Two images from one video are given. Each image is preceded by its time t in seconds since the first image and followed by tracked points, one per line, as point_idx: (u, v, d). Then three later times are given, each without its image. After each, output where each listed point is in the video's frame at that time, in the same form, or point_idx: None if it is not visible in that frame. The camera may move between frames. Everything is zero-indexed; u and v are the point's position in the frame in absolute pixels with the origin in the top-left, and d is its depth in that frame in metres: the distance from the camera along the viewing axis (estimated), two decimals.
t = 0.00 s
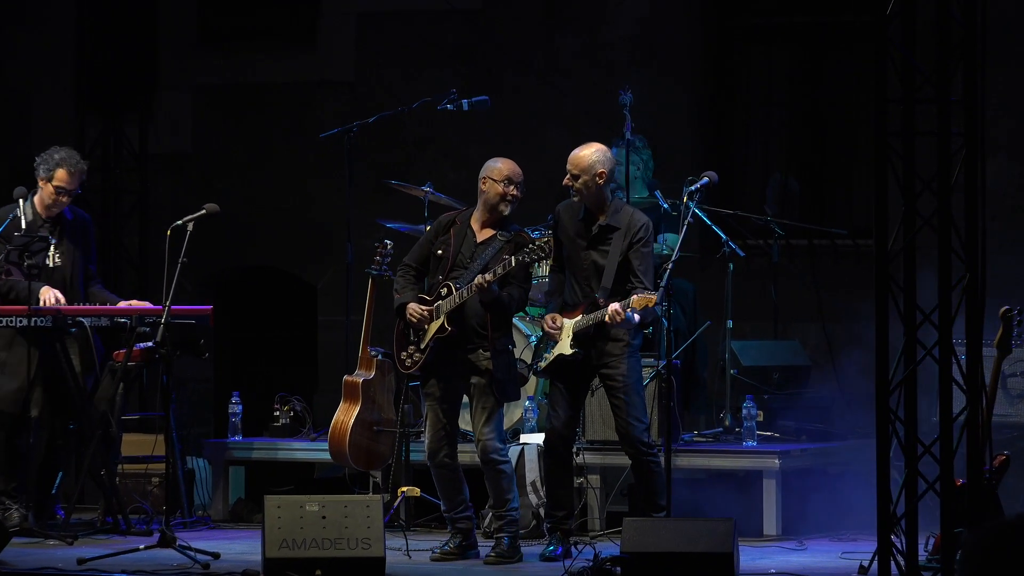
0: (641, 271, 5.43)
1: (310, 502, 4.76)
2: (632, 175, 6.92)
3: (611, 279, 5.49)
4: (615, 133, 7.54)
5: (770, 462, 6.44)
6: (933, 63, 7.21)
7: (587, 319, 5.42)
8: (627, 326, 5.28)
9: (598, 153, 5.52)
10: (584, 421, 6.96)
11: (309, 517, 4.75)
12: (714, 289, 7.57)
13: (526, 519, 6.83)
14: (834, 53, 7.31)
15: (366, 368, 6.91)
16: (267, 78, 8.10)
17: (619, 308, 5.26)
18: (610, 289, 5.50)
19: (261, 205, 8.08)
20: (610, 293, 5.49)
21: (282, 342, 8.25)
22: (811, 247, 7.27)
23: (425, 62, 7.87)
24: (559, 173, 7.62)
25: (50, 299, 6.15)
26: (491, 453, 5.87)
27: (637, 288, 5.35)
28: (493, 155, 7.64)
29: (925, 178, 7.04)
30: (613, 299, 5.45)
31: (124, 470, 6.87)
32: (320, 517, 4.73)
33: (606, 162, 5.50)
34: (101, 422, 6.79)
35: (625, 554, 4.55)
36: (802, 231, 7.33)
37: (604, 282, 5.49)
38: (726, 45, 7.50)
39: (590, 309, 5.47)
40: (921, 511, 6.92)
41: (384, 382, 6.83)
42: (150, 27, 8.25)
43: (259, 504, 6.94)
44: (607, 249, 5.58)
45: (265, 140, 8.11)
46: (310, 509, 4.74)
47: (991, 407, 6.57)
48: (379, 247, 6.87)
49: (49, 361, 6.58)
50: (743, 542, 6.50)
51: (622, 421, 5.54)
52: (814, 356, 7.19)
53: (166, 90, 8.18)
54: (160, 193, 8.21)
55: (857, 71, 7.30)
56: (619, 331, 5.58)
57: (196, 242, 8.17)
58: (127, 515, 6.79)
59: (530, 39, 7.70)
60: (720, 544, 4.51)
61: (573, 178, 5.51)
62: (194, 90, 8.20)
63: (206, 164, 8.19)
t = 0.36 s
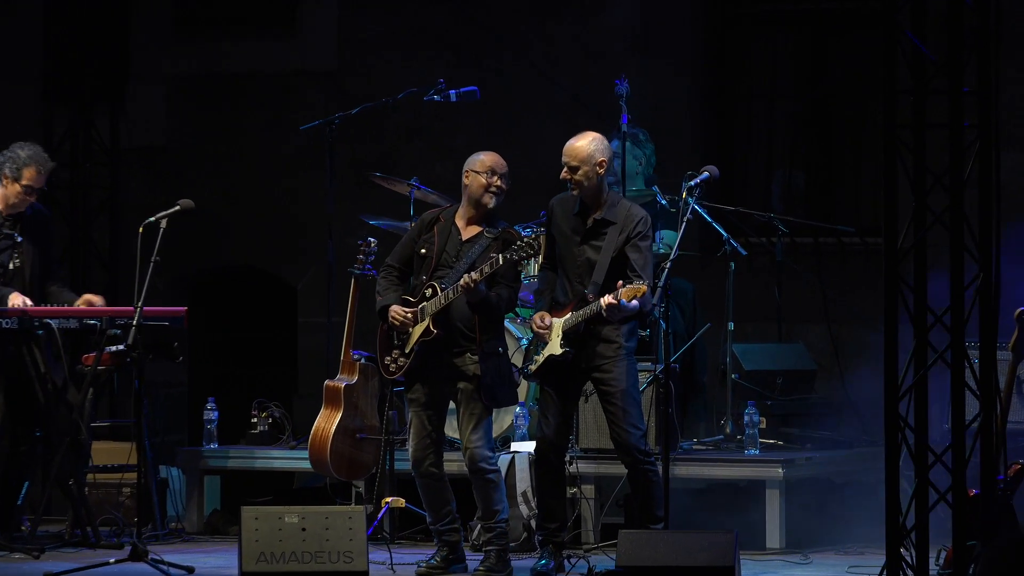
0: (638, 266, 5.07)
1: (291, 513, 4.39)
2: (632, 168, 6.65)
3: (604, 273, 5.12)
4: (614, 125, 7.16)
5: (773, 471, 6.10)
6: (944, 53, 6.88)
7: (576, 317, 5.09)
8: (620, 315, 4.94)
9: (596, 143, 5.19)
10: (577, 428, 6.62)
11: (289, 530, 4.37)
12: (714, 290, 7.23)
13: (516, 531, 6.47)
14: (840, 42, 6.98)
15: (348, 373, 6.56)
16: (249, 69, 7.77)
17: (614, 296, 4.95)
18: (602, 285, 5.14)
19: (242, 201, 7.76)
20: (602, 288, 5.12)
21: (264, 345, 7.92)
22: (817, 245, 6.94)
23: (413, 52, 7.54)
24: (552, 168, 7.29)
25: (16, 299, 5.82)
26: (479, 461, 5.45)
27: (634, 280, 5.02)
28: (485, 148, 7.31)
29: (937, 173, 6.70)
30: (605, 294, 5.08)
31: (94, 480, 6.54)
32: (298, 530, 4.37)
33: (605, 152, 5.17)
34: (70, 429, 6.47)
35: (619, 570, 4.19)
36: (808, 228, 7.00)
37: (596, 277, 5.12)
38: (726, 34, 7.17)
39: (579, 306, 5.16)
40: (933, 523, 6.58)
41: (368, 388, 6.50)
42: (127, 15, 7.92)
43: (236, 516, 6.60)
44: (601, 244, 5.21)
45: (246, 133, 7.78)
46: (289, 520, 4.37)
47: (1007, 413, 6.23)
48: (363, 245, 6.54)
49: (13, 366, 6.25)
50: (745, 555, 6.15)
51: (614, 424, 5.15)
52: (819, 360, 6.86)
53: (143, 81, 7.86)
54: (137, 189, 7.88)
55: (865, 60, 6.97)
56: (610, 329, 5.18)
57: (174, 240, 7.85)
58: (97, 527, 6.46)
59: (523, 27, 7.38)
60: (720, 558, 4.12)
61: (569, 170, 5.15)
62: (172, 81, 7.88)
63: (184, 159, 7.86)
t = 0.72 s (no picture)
0: (623, 262, 4.76)
1: (260, 525, 4.11)
2: (621, 164, 6.29)
3: (587, 271, 4.79)
4: (595, 116, 6.97)
5: (768, 481, 5.77)
6: (948, 42, 6.58)
7: (557, 318, 4.75)
8: (603, 314, 4.61)
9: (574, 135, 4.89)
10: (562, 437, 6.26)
11: (258, 543, 4.09)
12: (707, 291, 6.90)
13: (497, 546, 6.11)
14: (839, 31, 6.67)
15: (321, 378, 6.26)
16: (221, 59, 7.44)
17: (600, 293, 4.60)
18: (584, 284, 4.80)
19: (216, 197, 7.43)
20: (585, 287, 4.80)
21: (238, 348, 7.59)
22: (815, 243, 6.61)
23: (394, 42, 7.24)
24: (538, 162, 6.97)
25: None
26: (458, 471, 4.93)
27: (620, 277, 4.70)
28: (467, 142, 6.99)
29: (941, 167, 6.39)
30: (588, 293, 4.74)
31: (52, 491, 6.20)
32: (267, 543, 4.09)
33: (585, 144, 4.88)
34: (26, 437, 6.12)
35: None
36: (805, 225, 6.67)
37: (578, 275, 4.78)
38: (719, 23, 6.85)
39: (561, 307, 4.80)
40: (937, 535, 6.25)
41: (342, 393, 6.17)
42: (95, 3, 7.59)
43: (202, 528, 6.26)
44: (582, 241, 4.88)
45: (220, 126, 7.46)
46: (258, 533, 4.10)
47: (1015, 421, 5.92)
48: (336, 243, 6.21)
49: None
50: (740, 570, 5.82)
51: (600, 432, 4.79)
52: (817, 364, 6.54)
53: (112, 71, 7.53)
54: (105, 184, 7.55)
55: (864, 49, 6.66)
56: (592, 332, 4.83)
57: (144, 238, 7.52)
58: (55, 540, 6.12)
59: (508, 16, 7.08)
60: None
61: (549, 166, 4.84)
62: (142, 71, 7.54)
63: (155, 153, 7.53)
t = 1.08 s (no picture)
0: (626, 253, 4.41)
1: (246, 534, 4.10)
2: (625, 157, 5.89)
3: (587, 264, 4.45)
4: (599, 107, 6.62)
5: (781, 487, 5.43)
6: (969, 26, 6.26)
7: (558, 313, 4.39)
8: (596, 313, 4.24)
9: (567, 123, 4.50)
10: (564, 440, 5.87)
11: (244, 552, 4.07)
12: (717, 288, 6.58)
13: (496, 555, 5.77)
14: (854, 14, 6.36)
15: (311, 379, 5.93)
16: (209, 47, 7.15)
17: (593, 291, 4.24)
18: (584, 278, 4.46)
19: (203, 190, 7.13)
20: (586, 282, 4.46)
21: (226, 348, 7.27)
22: (830, 238, 6.29)
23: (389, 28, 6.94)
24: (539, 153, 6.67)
25: None
26: (455, 477, 4.59)
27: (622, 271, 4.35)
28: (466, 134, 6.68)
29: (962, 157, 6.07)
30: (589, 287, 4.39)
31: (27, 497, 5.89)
32: (255, 552, 4.07)
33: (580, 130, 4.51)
34: None
35: None
36: (818, 218, 6.34)
37: (578, 269, 4.45)
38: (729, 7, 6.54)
39: (560, 301, 4.46)
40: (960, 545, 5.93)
41: (332, 395, 5.85)
42: None
43: (185, 537, 5.94)
44: (582, 234, 4.55)
45: (207, 115, 7.14)
46: (245, 542, 4.08)
47: None
48: (326, 237, 5.90)
49: None
50: None
51: (604, 437, 4.46)
52: (832, 364, 6.23)
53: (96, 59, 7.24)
54: (89, 176, 7.25)
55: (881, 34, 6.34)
56: (599, 330, 4.49)
57: (129, 232, 7.21)
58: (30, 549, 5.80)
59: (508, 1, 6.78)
60: None
61: (559, 165, 4.42)
62: (127, 59, 7.25)
63: (140, 145, 7.23)
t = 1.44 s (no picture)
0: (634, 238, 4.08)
1: (232, 537, 3.79)
2: (634, 134, 5.74)
3: (591, 250, 4.10)
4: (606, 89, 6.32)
5: (796, 488, 5.12)
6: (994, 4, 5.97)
7: (558, 303, 4.05)
8: (589, 309, 3.93)
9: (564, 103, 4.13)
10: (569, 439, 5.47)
11: (229, 557, 3.77)
12: (727, 279, 6.28)
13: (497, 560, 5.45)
14: None
15: (300, 375, 5.64)
16: (196, 27, 6.83)
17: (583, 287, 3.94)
18: (589, 264, 4.12)
19: (190, 177, 6.82)
20: (590, 268, 4.11)
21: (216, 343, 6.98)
22: (846, 226, 6.03)
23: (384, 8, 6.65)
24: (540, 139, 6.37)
25: None
26: (451, 478, 4.27)
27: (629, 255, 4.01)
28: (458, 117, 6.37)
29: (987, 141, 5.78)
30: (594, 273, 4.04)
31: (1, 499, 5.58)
32: (240, 557, 3.76)
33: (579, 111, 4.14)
34: None
35: None
36: (835, 206, 6.05)
37: (582, 254, 4.10)
38: None
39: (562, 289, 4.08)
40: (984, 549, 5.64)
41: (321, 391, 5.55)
42: None
43: (168, 541, 5.64)
44: (585, 217, 4.19)
45: (194, 99, 6.83)
46: (230, 546, 3.77)
47: None
48: (317, 225, 5.56)
49: None
50: None
51: (608, 435, 4.15)
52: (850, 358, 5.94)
53: (79, 40, 6.95)
54: (71, 164, 6.95)
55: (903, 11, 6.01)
56: (601, 321, 4.18)
57: (114, 222, 6.92)
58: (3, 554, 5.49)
59: None
60: None
61: (555, 148, 4.05)
62: (110, 40, 6.93)
63: (124, 130, 6.92)
